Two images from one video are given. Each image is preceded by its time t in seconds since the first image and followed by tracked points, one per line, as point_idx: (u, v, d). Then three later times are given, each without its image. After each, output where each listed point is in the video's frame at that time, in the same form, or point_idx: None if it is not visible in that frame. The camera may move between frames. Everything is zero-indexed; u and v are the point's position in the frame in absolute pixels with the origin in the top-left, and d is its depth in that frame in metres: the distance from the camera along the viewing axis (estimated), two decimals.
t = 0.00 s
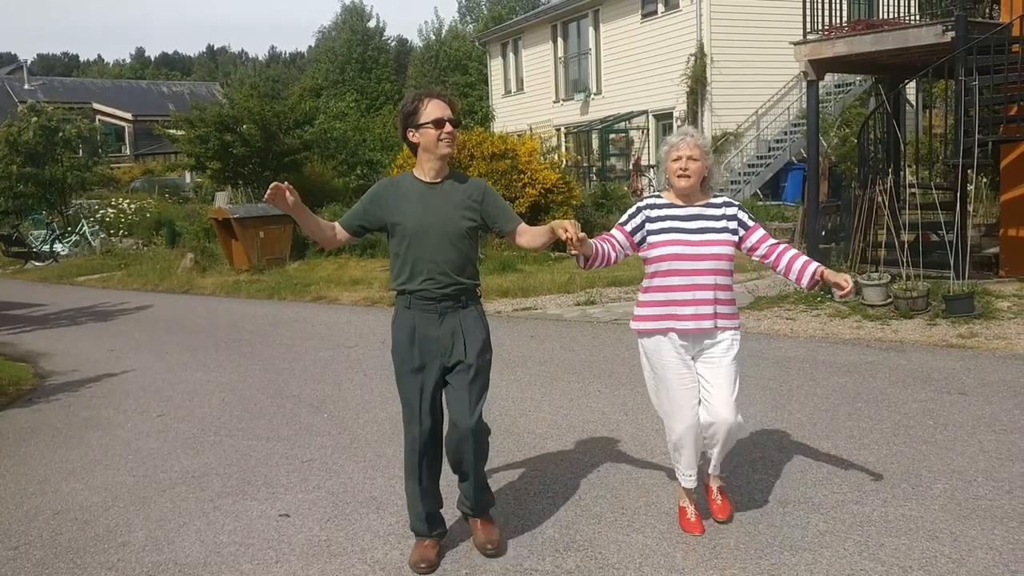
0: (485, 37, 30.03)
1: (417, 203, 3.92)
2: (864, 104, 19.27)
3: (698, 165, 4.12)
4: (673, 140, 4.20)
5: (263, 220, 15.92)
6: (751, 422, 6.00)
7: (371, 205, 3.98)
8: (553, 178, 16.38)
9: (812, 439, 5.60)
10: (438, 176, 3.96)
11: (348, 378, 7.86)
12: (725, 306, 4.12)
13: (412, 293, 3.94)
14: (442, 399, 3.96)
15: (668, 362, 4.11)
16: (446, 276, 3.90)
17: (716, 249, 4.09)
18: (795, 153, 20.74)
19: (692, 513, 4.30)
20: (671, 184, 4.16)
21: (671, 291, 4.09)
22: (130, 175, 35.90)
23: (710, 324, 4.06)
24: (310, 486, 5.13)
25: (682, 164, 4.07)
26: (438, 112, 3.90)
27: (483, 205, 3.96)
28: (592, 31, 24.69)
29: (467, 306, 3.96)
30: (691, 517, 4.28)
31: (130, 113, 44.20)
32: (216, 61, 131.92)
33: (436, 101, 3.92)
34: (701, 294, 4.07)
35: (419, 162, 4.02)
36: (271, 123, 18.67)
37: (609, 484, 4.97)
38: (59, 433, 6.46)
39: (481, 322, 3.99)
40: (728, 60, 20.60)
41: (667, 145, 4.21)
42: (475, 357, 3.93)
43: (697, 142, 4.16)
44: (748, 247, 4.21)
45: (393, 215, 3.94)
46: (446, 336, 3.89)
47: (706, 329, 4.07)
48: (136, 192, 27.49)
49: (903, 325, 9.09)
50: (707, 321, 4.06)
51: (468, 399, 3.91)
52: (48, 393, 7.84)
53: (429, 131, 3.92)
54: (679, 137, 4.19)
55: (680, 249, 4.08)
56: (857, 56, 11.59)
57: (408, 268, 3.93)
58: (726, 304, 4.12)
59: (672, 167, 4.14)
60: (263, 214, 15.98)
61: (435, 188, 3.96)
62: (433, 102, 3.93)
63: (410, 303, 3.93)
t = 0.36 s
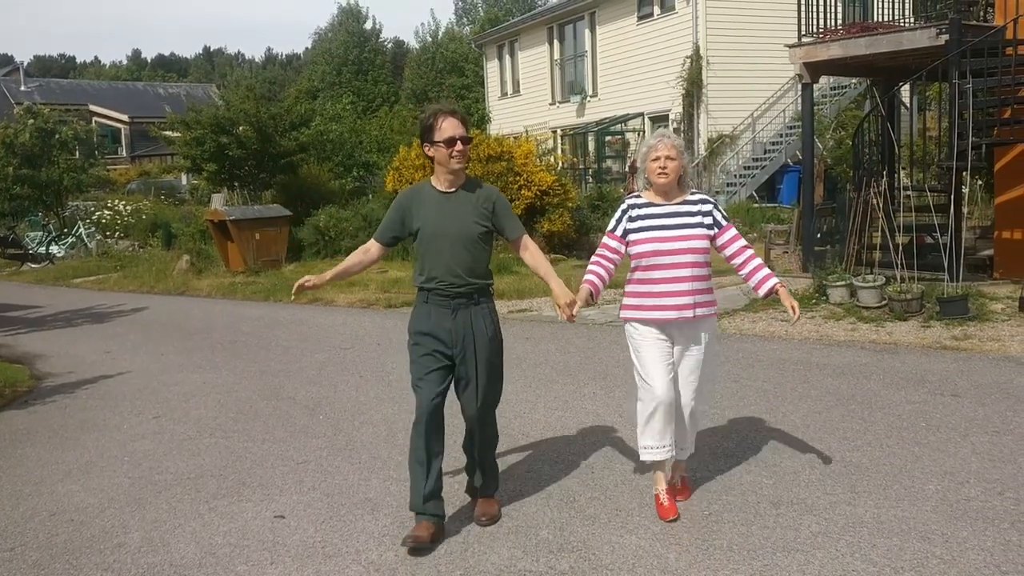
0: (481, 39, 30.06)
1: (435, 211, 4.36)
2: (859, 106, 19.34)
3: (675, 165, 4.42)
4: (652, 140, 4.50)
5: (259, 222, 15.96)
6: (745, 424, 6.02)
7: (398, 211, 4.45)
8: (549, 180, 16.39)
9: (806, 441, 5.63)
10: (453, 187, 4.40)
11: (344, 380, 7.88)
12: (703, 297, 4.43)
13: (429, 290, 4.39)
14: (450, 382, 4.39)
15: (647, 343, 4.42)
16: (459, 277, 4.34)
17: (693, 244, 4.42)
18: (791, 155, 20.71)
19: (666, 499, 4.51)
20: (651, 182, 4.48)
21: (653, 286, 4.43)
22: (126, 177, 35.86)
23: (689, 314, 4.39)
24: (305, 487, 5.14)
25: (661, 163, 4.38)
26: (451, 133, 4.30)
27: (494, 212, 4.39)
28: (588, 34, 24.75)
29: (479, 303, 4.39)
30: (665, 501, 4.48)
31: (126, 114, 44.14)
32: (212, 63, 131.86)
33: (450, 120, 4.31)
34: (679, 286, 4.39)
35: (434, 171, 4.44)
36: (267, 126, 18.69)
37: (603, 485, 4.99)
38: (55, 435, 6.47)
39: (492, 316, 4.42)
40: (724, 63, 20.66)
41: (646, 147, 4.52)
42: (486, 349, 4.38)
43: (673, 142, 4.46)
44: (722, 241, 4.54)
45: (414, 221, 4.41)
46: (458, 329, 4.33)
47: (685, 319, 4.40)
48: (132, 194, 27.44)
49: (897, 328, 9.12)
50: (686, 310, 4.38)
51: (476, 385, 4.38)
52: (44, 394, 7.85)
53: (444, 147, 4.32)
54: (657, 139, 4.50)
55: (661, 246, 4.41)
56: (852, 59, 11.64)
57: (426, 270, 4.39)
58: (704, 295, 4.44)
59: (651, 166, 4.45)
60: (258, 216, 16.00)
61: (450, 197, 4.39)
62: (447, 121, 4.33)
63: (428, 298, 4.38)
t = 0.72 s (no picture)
0: (479, 41, 30.07)
1: (438, 210, 4.75)
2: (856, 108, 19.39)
3: (652, 166, 4.81)
4: (628, 142, 4.88)
5: (257, 223, 15.97)
6: (741, 426, 6.02)
7: (403, 211, 4.82)
8: (546, 182, 16.41)
9: (801, 442, 5.64)
10: (455, 190, 4.79)
11: (342, 381, 7.89)
12: (678, 288, 4.82)
13: (431, 282, 4.77)
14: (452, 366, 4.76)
15: (627, 329, 4.89)
16: (460, 270, 4.73)
17: (667, 238, 4.81)
18: (787, 157, 20.94)
19: (676, 473, 4.83)
20: (629, 181, 4.86)
21: (627, 277, 4.85)
22: (123, 178, 35.84)
23: (665, 303, 4.79)
24: (302, 489, 5.15)
25: (640, 164, 4.77)
26: (454, 141, 4.67)
27: (491, 212, 4.79)
28: (585, 35, 24.76)
29: (477, 293, 4.77)
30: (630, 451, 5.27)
31: (123, 117, 44.11)
32: (210, 64, 131.88)
33: (453, 130, 4.66)
34: (656, 277, 4.80)
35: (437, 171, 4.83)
36: (265, 127, 18.69)
37: (600, 486, 5.00)
38: (53, 436, 6.47)
39: (490, 307, 4.79)
40: (721, 64, 20.69)
41: (623, 148, 4.90)
42: (484, 336, 4.74)
43: (649, 145, 4.85)
44: (693, 239, 4.96)
45: (418, 220, 4.79)
46: (457, 317, 4.71)
47: (662, 308, 4.80)
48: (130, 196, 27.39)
49: (894, 329, 9.14)
50: (662, 300, 4.79)
51: (477, 369, 4.71)
52: (41, 396, 7.85)
53: (446, 153, 4.70)
54: (633, 142, 4.88)
55: (637, 239, 4.81)
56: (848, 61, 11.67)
57: (429, 264, 4.77)
58: (679, 287, 4.83)
59: (630, 167, 4.83)
60: (256, 218, 16.01)
61: (452, 197, 4.78)
62: (450, 130, 4.67)
63: (429, 290, 4.76)
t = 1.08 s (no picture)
0: (478, 42, 30.09)
1: (436, 204, 5.06)
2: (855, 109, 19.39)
3: (630, 166, 5.09)
4: (607, 144, 5.13)
5: (255, 225, 15.97)
6: (741, 428, 6.02)
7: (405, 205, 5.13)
8: (545, 183, 16.47)
9: (801, 444, 5.63)
10: (453, 185, 5.09)
11: (341, 382, 7.88)
12: (655, 281, 5.12)
13: (433, 272, 5.08)
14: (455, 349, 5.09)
15: (609, 321, 5.16)
16: (459, 260, 5.04)
17: (644, 234, 5.10)
18: (786, 158, 20.83)
19: (632, 452, 5.31)
20: (609, 181, 5.14)
21: (606, 269, 5.13)
22: (122, 179, 35.86)
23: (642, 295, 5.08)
24: (301, 490, 5.14)
25: (618, 166, 5.04)
26: (450, 143, 4.91)
27: (486, 206, 5.09)
28: (584, 36, 24.75)
29: (476, 282, 5.08)
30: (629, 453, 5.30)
31: (122, 118, 44.08)
32: (208, 65, 131.73)
33: (452, 131, 4.91)
34: (634, 270, 5.08)
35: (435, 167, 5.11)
36: (263, 128, 18.68)
37: (599, 487, 5.00)
38: (52, 437, 6.47)
39: (487, 293, 5.12)
40: (720, 65, 20.70)
41: (603, 150, 5.17)
42: (484, 319, 5.08)
43: (627, 146, 5.11)
44: (668, 234, 5.26)
45: (418, 213, 5.10)
46: (459, 304, 5.04)
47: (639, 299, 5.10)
48: (128, 197, 27.30)
49: (893, 330, 9.14)
50: (639, 292, 5.07)
51: (478, 350, 5.06)
52: (40, 397, 7.85)
53: (443, 152, 4.97)
54: (612, 143, 5.15)
55: (616, 234, 5.10)
56: (847, 62, 11.67)
57: (429, 255, 5.08)
58: (655, 280, 5.13)
59: (609, 169, 5.10)
60: (255, 219, 16.02)
61: (449, 192, 5.08)
62: (449, 130, 4.92)
63: (432, 279, 5.06)
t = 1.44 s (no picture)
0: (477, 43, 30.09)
1: (442, 207, 5.37)
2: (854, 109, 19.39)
3: (614, 174, 5.39)
4: (593, 152, 5.40)
5: (254, 225, 15.97)
6: (740, 428, 6.01)
7: (414, 206, 5.46)
8: (544, 184, 16.47)
9: (802, 445, 5.61)
10: (459, 187, 5.41)
11: (339, 383, 7.86)
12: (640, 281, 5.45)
13: (436, 270, 5.39)
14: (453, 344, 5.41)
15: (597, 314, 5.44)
16: (462, 259, 5.35)
17: (630, 235, 5.41)
18: (785, 158, 20.71)
19: (605, 439, 5.54)
20: (597, 188, 5.44)
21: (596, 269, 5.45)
22: (122, 179, 35.89)
23: (628, 293, 5.40)
24: (300, 491, 5.13)
25: (606, 175, 5.35)
26: (460, 147, 5.23)
27: (488, 209, 5.41)
28: (584, 36, 24.73)
29: (477, 281, 5.40)
30: (604, 442, 5.51)
31: (121, 119, 44.07)
32: (208, 66, 131.69)
33: (460, 136, 5.23)
34: (620, 270, 5.41)
35: (442, 172, 5.43)
36: (263, 128, 18.66)
37: (600, 488, 4.99)
38: (50, 438, 6.45)
39: (486, 292, 5.44)
40: (719, 66, 20.70)
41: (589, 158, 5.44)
42: (481, 317, 5.40)
43: (613, 156, 5.41)
44: (655, 233, 5.57)
45: (424, 216, 5.41)
46: (458, 302, 5.34)
47: (625, 297, 5.42)
48: (128, 197, 27.29)
49: (893, 331, 9.13)
50: (625, 291, 5.40)
51: (475, 347, 5.40)
52: (39, 397, 7.83)
53: (453, 157, 5.29)
54: (598, 150, 5.43)
55: (603, 237, 5.41)
56: (847, 62, 11.66)
57: (434, 254, 5.39)
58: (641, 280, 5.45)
59: (597, 177, 5.40)
60: (254, 219, 16.02)
61: (454, 195, 5.40)
62: (456, 135, 5.24)
63: (435, 277, 5.38)
